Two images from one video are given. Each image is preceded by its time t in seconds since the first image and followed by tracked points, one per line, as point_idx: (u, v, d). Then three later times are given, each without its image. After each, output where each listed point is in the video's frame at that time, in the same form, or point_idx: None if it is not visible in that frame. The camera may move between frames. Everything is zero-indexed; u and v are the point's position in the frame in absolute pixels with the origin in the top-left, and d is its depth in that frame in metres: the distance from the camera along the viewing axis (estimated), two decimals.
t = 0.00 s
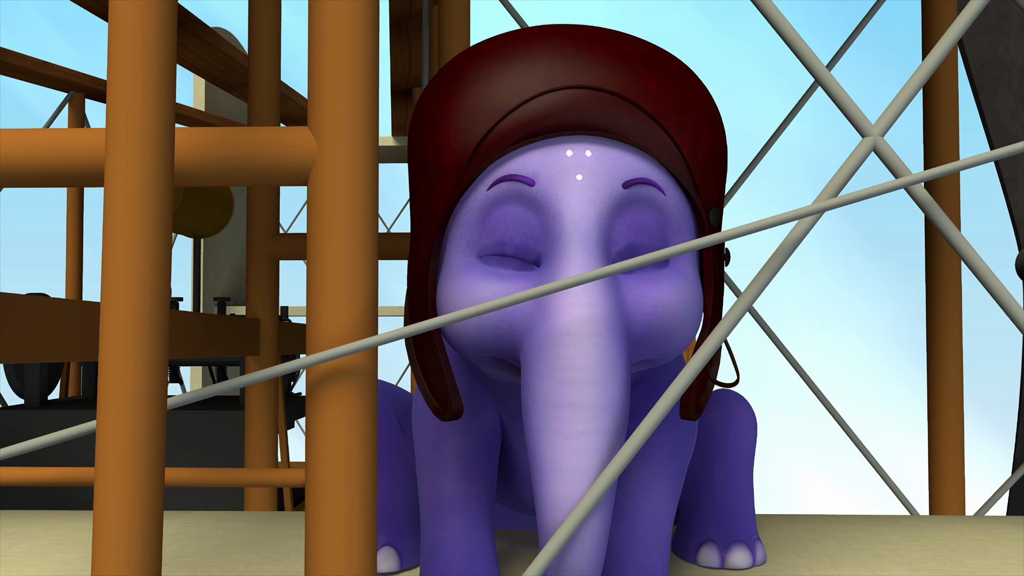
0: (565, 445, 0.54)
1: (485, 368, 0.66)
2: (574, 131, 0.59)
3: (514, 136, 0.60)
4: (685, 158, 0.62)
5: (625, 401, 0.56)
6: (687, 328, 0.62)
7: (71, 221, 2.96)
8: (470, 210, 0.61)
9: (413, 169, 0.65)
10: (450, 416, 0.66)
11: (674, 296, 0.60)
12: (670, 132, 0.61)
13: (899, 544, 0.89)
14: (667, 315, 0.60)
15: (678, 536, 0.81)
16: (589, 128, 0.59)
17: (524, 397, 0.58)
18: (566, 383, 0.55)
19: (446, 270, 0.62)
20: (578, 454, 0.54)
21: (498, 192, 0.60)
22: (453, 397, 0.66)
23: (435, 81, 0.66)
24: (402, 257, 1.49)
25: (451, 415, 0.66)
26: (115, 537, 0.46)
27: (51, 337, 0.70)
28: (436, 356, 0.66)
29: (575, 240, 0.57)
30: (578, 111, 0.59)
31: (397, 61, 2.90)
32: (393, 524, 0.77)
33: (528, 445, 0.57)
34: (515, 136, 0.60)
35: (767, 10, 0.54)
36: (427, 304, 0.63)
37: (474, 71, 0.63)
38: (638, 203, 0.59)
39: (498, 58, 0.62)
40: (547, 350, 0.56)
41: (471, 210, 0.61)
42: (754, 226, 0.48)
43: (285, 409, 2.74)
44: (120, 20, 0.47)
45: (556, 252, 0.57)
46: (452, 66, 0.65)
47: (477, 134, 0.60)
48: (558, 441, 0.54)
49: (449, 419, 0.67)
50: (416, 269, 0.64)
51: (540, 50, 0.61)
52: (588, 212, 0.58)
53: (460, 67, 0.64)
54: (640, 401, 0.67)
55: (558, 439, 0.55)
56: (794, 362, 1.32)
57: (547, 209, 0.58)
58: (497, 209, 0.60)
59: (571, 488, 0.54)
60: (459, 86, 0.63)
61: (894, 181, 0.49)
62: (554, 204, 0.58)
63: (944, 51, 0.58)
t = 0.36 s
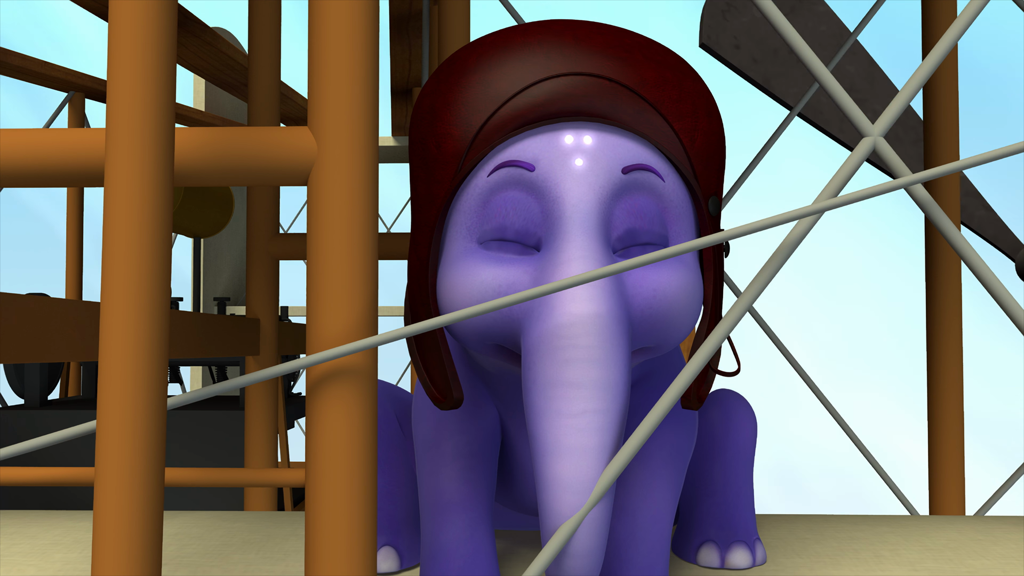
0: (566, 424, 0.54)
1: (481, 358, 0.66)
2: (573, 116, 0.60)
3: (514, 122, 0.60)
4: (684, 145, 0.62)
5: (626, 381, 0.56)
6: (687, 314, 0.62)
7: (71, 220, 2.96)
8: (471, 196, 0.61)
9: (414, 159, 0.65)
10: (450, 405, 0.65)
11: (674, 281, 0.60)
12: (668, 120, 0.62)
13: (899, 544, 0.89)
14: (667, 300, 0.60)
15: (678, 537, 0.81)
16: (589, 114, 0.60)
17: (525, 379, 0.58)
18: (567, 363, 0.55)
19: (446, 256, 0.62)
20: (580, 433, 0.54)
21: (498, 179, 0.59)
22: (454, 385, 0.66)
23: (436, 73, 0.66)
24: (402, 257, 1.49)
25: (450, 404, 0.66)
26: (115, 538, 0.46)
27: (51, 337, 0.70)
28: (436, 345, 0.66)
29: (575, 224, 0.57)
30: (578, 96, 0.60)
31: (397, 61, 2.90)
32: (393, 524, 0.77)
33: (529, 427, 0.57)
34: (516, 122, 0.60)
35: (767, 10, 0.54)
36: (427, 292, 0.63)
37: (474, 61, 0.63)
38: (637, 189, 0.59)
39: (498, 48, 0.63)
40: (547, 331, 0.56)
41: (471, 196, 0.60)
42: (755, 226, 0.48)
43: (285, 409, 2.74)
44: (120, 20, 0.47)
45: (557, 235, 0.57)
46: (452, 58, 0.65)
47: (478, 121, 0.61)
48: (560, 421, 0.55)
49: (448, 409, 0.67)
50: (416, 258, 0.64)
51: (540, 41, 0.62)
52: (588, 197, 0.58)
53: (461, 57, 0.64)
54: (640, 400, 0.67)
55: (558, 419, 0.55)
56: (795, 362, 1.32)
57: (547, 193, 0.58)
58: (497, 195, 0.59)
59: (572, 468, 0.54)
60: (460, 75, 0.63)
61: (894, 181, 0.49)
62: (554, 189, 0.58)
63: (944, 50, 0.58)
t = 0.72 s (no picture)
0: (566, 426, 0.54)
1: (482, 358, 0.66)
2: (573, 116, 0.60)
3: (514, 122, 0.60)
4: (684, 145, 0.62)
5: (626, 382, 0.56)
6: (687, 314, 0.62)
7: (71, 221, 2.96)
8: (471, 196, 0.61)
9: (414, 159, 0.65)
10: (451, 405, 0.65)
11: (674, 281, 0.60)
12: (668, 120, 0.62)
13: (899, 544, 0.89)
14: (667, 300, 0.60)
15: (678, 537, 0.81)
16: (589, 114, 0.60)
17: (525, 380, 0.58)
18: (567, 365, 0.55)
19: (446, 256, 0.62)
20: (580, 435, 0.54)
21: (497, 179, 0.59)
22: (454, 385, 0.66)
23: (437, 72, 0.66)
24: (402, 257, 1.49)
25: (451, 404, 0.66)
26: (115, 537, 0.46)
27: (51, 338, 0.70)
28: (436, 346, 0.66)
29: (575, 224, 0.57)
30: (577, 96, 0.60)
31: (397, 61, 2.91)
32: (393, 524, 0.77)
33: (529, 429, 0.57)
34: (516, 122, 0.60)
35: (767, 10, 0.54)
36: (427, 292, 0.63)
37: (474, 61, 0.63)
38: (637, 189, 0.59)
39: (498, 47, 0.63)
40: (547, 331, 0.56)
41: (471, 196, 0.60)
42: (755, 226, 0.48)
43: (285, 409, 2.74)
44: (120, 20, 0.47)
45: (557, 235, 0.57)
46: (452, 58, 0.65)
47: (478, 121, 0.61)
48: (560, 423, 0.55)
49: (449, 408, 0.67)
50: (416, 258, 0.64)
51: (540, 41, 0.62)
52: (588, 196, 0.57)
53: (461, 57, 0.64)
54: (640, 400, 0.67)
55: (559, 421, 0.55)
56: (794, 362, 1.32)
57: (547, 193, 0.58)
58: (497, 194, 0.59)
59: (570, 470, 0.54)
60: (461, 75, 0.63)
61: (894, 181, 0.49)
62: (554, 189, 0.58)
63: (944, 50, 0.58)
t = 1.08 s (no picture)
0: (567, 427, 0.54)
1: (482, 358, 0.66)
2: (573, 117, 0.60)
3: (514, 122, 0.60)
4: (684, 145, 0.62)
5: (626, 384, 0.56)
6: (687, 314, 0.62)
7: (71, 221, 2.96)
8: (471, 196, 0.61)
9: (414, 159, 0.65)
10: (451, 405, 0.65)
11: (674, 282, 0.61)
12: (668, 120, 0.62)
13: (899, 544, 0.89)
14: (668, 300, 0.60)
15: (678, 537, 0.81)
16: (589, 114, 0.60)
17: (526, 382, 0.58)
18: (568, 367, 0.55)
19: (446, 256, 0.62)
20: (581, 437, 0.54)
21: (497, 179, 0.59)
22: (454, 386, 0.66)
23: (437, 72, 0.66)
24: (402, 257, 1.49)
25: (451, 404, 0.66)
26: (115, 537, 0.46)
27: (51, 338, 0.70)
28: (436, 346, 0.66)
29: (575, 224, 0.57)
30: (577, 96, 0.60)
31: (397, 61, 2.91)
32: (393, 524, 0.77)
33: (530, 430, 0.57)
34: (516, 122, 0.60)
35: (767, 9, 0.54)
36: (427, 292, 0.63)
37: (474, 61, 0.63)
38: (637, 189, 0.59)
39: (498, 47, 0.63)
40: (548, 333, 0.56)
41: (471, 196, 0.60)
42: (755, 226, 0.48)
43: (285, 409, 2.74)
44: (120, 20, 0.47)
45: (557, 235, 0.57)
46: (453, 57, 0.65)
47: (478, 121, 0.61)
48: (561, 425, 0.54)
49: (449, 409, 0.66)
50: (416, 258, 0.64)
51: (540, 40, 0.62)
52: (588, 197, 0.57)
53: (461, 57, 0.65)
54: (641, 400, 0.67)
55: (559, 423, 0.55)
56: (795, 362, 1.32)
57: (547, 194, 0.58)
58: (497, 195, 0.59)
59: (571, 471, 0.54)
60: (461, 75, 0.63)
61: (893, 181, 0.49)
62: (554, 189, 0.58)
63: (944, 50, 0.58)
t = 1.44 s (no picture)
0: (563, 458, 0.54)
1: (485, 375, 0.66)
2: (573, 140, 0.59)
3: (513, 146, 0.60)
4: (684, 167, 0.62)
5: (624, 415, 0.56)
6: (686, 336, 0.62)
7: (71, 220, 2.96)
8: (470, 220, 0.61)
9: (414, 177, 0.65)
10: (451, 424, 0.66)
11: (674, 306, 0.61)
12: (669, 142, 0.61)
13: (898, 546, 0.89)
14: (666, 326, 0.60)
15: (678, 538, 0.81)
16: (589, 138, 0.59)
17: (524, 410, 0.58)
18: (566, 397, 0.55)
19: (445, 279, 0.62)
20: (579, 469, 0.54)
21: (497, 203, 0.60)
22: (453, 405, 0.66)
23: (436, 84, 0.66)
24: (401, 258, 1.50)
25: (451, 422, 0.66)
26: (115, 540, 0.46)
27: (51, 340, 0.70)
28: (436, 363, 0.66)
29: (574, 251, 0.57)
30: (577, 120, 0.59)
31: (397, 60, 2.91)
32: (393, 526, 0.78)
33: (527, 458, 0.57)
34: (515, 146, 0.60)
35: (766, 14, 0.54)
36: (427, 310, 0.63)
37: (474, 78, 0.63)
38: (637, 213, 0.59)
39: (497, 65, 0.62)
40: (546, 362, 0.57)
41: (471, 220, 0.61)
42: (754, 231, 0.48)
43: (285, 408, 2.74)
44: (120, 25, 0.47)
45: (556, 261, 0.58)
46: (451, 71, 0.65)
47: (478, 143, 0.61)
48: (558, 455, 0.55)
49: (449, 427, 0.67)
50: (415, 277, 0.64)
51: (539, 58, 0.61)
52: (588, 224, 0.58)
53: (460, 73, 0.64)
54: (640, 403, 0.67)
55: (556, 453, 0.55)
56: (794, 363, 1.32)
57: (547, 219, 0.59)
58: (496, 219, 0.60)
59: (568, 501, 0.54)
60: (459, 94, 0.63)
61: (893, 186, 0.49)
62: (554, 215, 0.58)
63: (943, 54, 0.58)
